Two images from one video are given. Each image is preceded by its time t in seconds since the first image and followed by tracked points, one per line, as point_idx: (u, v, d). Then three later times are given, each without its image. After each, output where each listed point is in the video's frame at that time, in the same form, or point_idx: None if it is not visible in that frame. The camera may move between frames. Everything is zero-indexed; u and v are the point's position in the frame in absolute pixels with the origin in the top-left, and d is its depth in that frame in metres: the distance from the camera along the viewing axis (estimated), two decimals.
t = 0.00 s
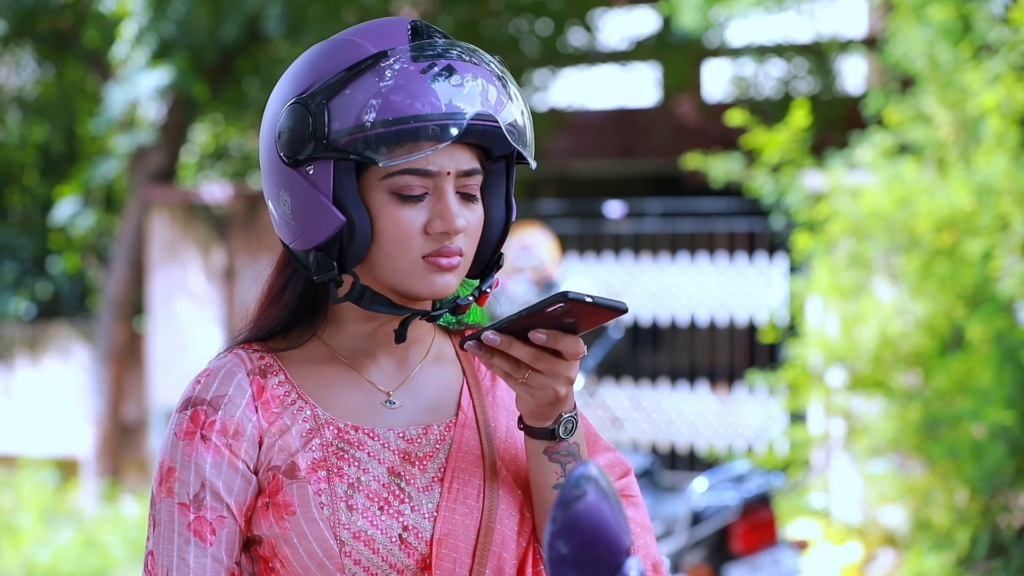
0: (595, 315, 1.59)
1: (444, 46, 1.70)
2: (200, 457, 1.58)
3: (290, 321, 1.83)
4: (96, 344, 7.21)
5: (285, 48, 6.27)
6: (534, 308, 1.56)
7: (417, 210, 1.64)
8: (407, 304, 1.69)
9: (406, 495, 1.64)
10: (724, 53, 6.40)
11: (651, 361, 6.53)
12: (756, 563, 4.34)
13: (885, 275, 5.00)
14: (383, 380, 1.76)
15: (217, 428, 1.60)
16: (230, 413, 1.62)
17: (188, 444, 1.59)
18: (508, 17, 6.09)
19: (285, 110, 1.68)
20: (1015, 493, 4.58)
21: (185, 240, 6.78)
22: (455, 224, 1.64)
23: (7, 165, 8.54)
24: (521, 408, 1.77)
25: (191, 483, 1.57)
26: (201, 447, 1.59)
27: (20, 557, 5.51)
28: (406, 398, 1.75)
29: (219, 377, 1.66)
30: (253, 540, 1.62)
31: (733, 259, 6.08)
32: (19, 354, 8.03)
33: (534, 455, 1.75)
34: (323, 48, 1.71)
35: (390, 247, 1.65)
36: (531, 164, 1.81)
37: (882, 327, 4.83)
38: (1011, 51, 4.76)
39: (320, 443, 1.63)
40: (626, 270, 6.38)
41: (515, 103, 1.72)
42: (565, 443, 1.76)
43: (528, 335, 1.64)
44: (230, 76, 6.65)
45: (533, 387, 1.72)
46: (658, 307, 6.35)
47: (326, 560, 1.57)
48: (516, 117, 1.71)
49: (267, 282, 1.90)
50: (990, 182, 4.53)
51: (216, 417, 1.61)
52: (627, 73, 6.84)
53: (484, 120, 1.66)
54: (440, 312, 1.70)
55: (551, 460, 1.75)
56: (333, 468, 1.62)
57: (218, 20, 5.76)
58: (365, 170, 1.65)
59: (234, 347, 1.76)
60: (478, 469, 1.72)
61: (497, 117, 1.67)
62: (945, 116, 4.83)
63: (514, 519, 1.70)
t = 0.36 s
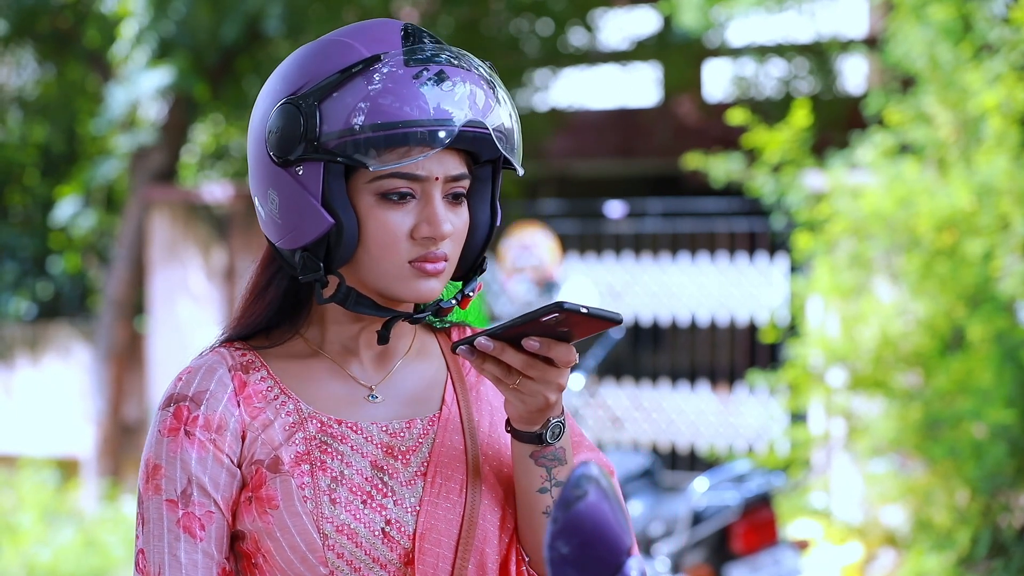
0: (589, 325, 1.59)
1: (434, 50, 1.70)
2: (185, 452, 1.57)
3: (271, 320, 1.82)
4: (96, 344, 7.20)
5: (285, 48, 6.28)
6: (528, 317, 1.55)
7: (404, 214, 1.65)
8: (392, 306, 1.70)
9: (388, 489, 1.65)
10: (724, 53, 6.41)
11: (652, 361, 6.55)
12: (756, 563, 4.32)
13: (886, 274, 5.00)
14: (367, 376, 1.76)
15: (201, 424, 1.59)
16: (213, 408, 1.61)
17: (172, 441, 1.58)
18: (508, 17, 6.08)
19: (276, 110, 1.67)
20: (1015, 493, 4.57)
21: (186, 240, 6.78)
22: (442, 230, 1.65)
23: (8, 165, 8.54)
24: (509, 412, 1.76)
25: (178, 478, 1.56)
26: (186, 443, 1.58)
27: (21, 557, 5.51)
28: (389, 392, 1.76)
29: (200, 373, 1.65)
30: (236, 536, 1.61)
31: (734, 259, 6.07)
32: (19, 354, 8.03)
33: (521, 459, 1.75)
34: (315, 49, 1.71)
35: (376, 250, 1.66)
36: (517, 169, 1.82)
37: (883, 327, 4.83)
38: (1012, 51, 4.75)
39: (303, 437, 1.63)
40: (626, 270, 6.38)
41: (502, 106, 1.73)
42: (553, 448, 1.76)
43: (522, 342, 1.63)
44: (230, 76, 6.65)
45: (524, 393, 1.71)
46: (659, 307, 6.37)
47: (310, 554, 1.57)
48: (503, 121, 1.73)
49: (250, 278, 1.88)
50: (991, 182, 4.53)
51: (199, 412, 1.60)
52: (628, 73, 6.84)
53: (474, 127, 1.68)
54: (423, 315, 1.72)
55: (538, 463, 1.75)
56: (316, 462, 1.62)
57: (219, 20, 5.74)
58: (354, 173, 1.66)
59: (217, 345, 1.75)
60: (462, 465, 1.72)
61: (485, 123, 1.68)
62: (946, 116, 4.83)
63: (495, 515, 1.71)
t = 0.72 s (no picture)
0: (580, 332, 1.58)
1: (420, 55, 1.71)
2: (168, 455, 1.56)
3: (249, 317, 1.82)
4: (98, 344, 7.20)
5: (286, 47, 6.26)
6: (523, 324, 1.54)
7: (384, 218, 1.65)
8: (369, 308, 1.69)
9: (369, 491, 1.65)
10: (725, 53, 6.42)
11: (652, 360, 6.56)
12: (757, 562, 4.31)
13: (887, 274, 5.00)
14: (345, 379, 1.75)
15: (182, 426, 1.58)
16: (194, 410, 1.60)
17: (155, 443, 1.57)
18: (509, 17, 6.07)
19: (262, 108, 1.68)
20: (1016, 493, 4.57)
21: (187, 240, 6.83)
22: (420, 235, 1.65)
23: (9, 165, 8.54)
24: (495, 419, 1.77)
25: (163, 480, 1.55)
26: (169, 445, 1.57)
27: (22, 557, 5.51)
28: (367, 397, 1.75)
29: (179, 377, 1.63)
30: (218, 538, 1.60)
31: (736, 259, 6.06)
32: (21, 354, 8.03)
33: (505, 466, 1.76)
34: (304, 48, 1.71)
35: (355, 251, 1.66)
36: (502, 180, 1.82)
37: (884, 326, 4.83)
38: (1013, 51, 4.75)
39: (283, 439, 1.63)
40: (626, 269, 6.40)
41: (487, 110, 1.74)
42: (537, 455, 1.77)
43: (514, 349, 1.63)
44: (231, 75, 6.64)
45: (513, 400, 1.71)
46: (661, 307, 6.35)
47: (290, 556, 1.56)
48: (488, 126, 1.74)
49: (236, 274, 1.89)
50: (992, 181, 4.53)
51: (180, 414, 1.59)
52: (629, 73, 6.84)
53: (457, 135, 1.67)
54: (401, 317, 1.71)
55: (522, 471, 1.76)
56: (297, 464, 1.61)
57: (220, 20, 5.73)
58: (336, 174, 1.66)
59: (197, 350, 1.74)
60: (441, 468, 1.72)
61: (470, 130, 1.69)
62: (947, 116, 4.83)
63: (474, 518, 1.71)
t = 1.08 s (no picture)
0: (559, 308, 1.59)
1: (414, 60, 1.70)
2: (169, 456, 1.55)
3: (247, 319, 1.81)
4: (100, 345, 7.20)
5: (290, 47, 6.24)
6: (503, 301, 1.54)
7: (365, 221, 1.66)
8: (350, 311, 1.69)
9: (365, 493, 1.65)
10: (729, 53, 6.43)
11: (655, 360, 6.55)
12: (761, 562, 4.32)
13: (890, 274, 5.01)
14: (341, 384, 1.75)
15: (183, 427, 1.57)
16: (194, 412, 1.59)
17: (156, 444, 1.56)
18: (512, 17, 6.07)
19: (256, 109, 1.68)
20: (1019, 493, 4.56)
21: (190, 239, 6.87)
22: (400, 240, 1.65)
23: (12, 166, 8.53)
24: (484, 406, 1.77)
25: (164, 481, 1.54)
26: (169, 446, 1.55)
27: (25, 557, 5.52)
28: (363, 403, 1.74)
29: (179, 378, 1.63)
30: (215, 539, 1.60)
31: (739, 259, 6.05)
32: (24, 354, 8.03)
33: (499, 452, 1.76)
34: (301, 52, 1.72)
35: (334, 254, 1.66)
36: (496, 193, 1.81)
37: (887, 326, 4.83)
38: (1016, 51, 4.71)
39: (281, 441, 1.63)
40: (631, 269, 6.40)
41: (481, 115, 1.73)
42: (529, 440, 1.77)
43: (496, 330, 1.63)
44: (233, 76, 6.64)
45: (499, 382, 1.70)
46: (663, 307, 6.36)
47: (288, 558, 1.56)
48: (481, 132, 1.72)
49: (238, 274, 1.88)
50: (995, 182, 4.54)
51: (180, 415, 1.58)
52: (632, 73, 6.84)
53: (433, 141, 1.64)
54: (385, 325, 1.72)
55: (516, 457, 1.76)
56: (294, 466, 1.61)
57: (223, 20, 5.72)
58: (320, 176, 1.67)
59: (194, 350, 1.74)
60: (436, 471, 1.72)
61: (462, 133, 1.68)
62: (950, 116, 4.84)
63: (471, 520, 1.72)
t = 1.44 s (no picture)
0: (579, 308, 1.59)
1: (429, 58, 1.71)
2: (184, 454, 1.56)
3: (270, 318, 1.82)
4: (105, 344, 7.22)
5: (293, 47, 6.24)
6: (525, 300, 1.55)
7: (376, 220, 1.66)
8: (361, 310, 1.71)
9: (382, 494, 1.65)
10: (732, 53, 6.43)
11: (660, 360, 6.61)
12: (764, 563, 4.31)
13: (894, 274, 5.01)
14: (360, 384, 1.75)
15: (199, 425, 1.58)
16: (210, 410, 1.60)
17: (171, 441, 1.57)
18: (516, 17, 6.07)
19: (273, 107, 1.70)
20: None
21: (194, 240, 6.77)
22: (409, 240, 1.65)
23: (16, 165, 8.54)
24: (502, 407, 1.78)
25: (178, 479, 1.55)
26: (184, 444, 1.56)
27: (29, 557, 5.52)
28: (382, 402, 1.74)
29: (197, 375, 1.63)
30: (231, 538, 1.61)
31: (743, 259, 6.05)
32: (28, 354, 8.05)
33: (517, 453, 1.77)
34: (317, 49, 1.73)
35: (346, 253, 1.67)
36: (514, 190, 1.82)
37: (891, 326, 4.83)
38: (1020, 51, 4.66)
39: (297, 440, 1.63)
40: (634, 269, 6.37)
41: (497, 114, 1.74)
42: (547, 441, 1.78)
43: (516, 329, 1.64)
44: (237, 76, 6.64)
45: (519, 382, 1.71)
46: (668, 307, 6.35)
47: (302, 558, 1.56)
48: (497, 131, 1.73)
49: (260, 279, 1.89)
50: (999, 181, 4.49)
51: (197, 414, 1.59)
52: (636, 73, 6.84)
53: (443, 140, 1.64)
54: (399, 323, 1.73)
55: (534, 458, 1.77)
56: (310, 466, 1.62)
57: (227, 20, 5.72)
58: (333, 175, 1.68)
59: (213, 346, 1.75)
60: (453, 472, 1.72)
61: (478, 133, 1.68)
62: (954, 116, 4.84)
63: (488, 521, 1.71)
